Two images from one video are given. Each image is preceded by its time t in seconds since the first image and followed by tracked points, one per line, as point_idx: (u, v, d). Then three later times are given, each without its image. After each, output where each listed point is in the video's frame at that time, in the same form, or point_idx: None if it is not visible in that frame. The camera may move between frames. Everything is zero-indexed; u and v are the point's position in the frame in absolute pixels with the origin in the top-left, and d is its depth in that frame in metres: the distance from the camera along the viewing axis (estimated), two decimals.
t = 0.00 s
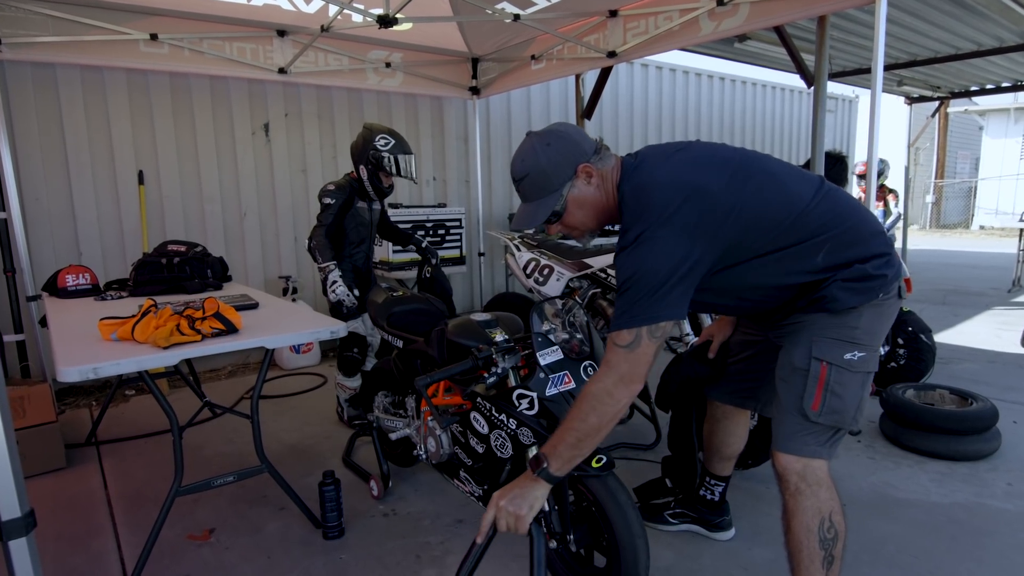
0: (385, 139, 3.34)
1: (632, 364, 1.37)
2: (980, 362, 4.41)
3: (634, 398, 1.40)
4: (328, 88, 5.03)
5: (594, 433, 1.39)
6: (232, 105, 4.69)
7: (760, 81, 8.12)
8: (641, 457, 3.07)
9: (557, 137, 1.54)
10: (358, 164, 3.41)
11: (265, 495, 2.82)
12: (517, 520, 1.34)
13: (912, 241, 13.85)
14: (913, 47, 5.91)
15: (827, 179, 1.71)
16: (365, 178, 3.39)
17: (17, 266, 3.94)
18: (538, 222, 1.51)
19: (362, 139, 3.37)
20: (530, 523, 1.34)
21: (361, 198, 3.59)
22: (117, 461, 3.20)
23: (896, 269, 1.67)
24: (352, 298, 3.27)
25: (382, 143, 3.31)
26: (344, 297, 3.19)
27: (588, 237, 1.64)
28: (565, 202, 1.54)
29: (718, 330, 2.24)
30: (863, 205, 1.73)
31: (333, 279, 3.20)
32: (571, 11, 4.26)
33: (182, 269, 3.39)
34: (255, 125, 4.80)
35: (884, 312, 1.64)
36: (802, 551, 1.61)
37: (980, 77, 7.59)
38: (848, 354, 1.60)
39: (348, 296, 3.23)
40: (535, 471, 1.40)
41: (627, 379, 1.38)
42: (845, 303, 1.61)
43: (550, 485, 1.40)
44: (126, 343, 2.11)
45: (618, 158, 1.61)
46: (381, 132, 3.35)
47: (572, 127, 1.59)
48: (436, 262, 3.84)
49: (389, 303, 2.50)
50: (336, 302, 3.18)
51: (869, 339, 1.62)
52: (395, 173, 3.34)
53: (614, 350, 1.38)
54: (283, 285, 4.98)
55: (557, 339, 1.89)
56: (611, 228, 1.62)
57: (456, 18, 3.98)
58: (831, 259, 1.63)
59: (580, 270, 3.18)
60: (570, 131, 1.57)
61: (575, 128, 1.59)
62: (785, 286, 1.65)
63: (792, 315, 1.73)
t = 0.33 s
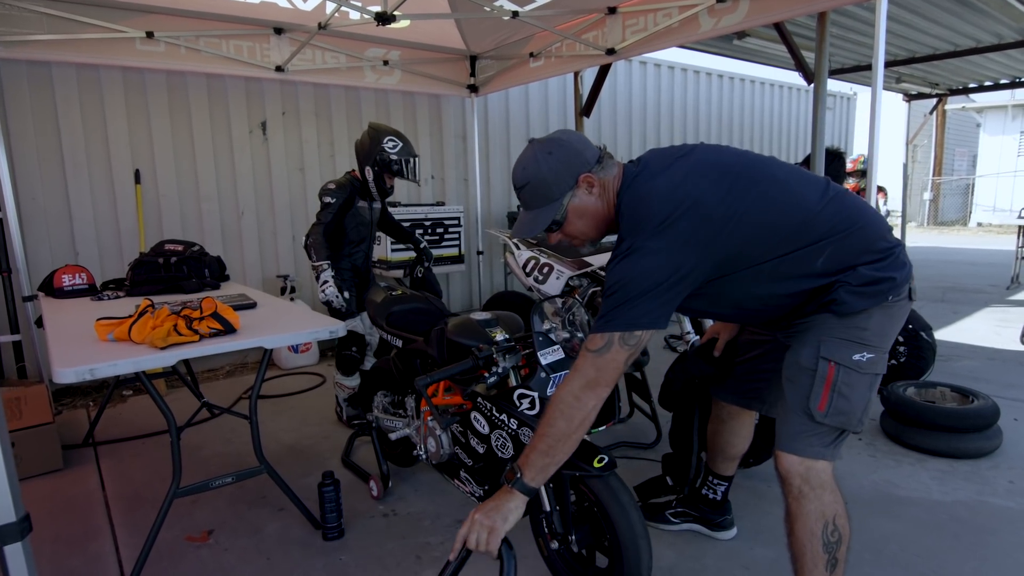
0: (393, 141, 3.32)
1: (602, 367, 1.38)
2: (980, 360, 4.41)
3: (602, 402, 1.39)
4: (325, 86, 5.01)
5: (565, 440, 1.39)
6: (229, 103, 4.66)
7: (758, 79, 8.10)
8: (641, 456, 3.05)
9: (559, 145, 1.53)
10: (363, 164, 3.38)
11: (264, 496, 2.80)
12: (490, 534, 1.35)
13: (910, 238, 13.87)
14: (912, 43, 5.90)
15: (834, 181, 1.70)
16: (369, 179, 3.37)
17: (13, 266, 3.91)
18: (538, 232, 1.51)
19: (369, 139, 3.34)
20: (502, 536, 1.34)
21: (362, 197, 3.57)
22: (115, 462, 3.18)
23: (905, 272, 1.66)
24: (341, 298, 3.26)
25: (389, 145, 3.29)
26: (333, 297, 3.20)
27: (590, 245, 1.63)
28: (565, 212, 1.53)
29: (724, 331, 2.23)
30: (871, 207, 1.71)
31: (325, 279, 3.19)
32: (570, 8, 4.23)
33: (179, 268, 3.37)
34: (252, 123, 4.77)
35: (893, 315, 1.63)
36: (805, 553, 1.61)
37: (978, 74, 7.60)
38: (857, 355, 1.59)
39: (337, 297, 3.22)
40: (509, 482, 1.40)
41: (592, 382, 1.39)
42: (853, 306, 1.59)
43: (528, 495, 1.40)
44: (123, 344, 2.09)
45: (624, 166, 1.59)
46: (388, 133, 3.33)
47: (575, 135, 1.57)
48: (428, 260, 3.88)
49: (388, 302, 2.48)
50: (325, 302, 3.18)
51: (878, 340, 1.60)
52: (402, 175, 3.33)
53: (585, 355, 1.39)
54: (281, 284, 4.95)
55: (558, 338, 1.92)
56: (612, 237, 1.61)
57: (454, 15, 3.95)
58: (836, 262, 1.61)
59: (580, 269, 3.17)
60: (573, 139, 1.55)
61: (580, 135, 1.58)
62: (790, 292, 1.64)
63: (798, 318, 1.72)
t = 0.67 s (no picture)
0: (400, 145, 3.30)
1: (599, 369, 1.37)
2: (981, 359, 4.40)
3: (597, 404, 1.38)
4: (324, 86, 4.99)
5: (559, 440, 1.38)
6: (228, 103, 4.64)
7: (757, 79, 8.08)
8: (642, 456, 3.04)
9: (556, 151, 1.51)
10: (368, 166, 3.36)
11: (263, 498, 2.78)
12: (480, 535, 1.35)
13: (909, 238, 13.88)
14: (912, 42, 5.89)
15: (839, 181, 1.68)
16: (374, 182, 3.35)
17: (10, 267, 3.89)
18: (535, 237, 1.50)
19: (374, 139, 3.31)
20: (492, 537, 1.34)
21: (365, 198, 3.54)
22: (113, 464, 3.16)
23: (913, 273, 1.64)
24: (339, 303, 3.26)
25: (395, 148, 3.27)
26: (330, 301, 3.21)
27: (591, 249, 1.61)
28: (564, 217, 1.52)
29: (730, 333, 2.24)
30: (876, 207, 1.70)
31: (324, 282, 3.19)
32: (571, 7, 4.20)
33: (177, 269, 3.35)
34: (251, 123, 4.75)
35: (900, 316, 1.61)
36: (808, 557, 1.60)
37: (977, 73, 7.59)
38: (863, 358, 1.57)
39: (335, 301, 3.22)
40: (503, 484, 1.40)
41: (586, 384, 1.37)
42: (859, 308, 1.57)
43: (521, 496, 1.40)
44: (121, 345, 2.08)
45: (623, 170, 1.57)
46: (394, 135, 3.30)
47: (574, 139, 1.56)
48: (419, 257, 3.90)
49: (388, 303, 2.46)
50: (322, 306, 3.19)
51: (885, 343, 1.58)
52: (407, 178, 3.31)
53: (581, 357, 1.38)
54: (280, 285, 4.93)
55: (559, 339, 1.91)
56: (613, 241, 1.59)
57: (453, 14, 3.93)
58: (841, 264, 1.60)
59: (580, 269, 3.15)
60: (572, 143, 1.54)
61: (580, 139, 1.56)
62: (795, 294, 1.63)
63: (804, 322, 1.71)
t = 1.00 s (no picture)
0: (403, 145, 3.28)
1: (617, 360, 1.35)
2: (982, 358, 4.39)
3: (616, 396, 1.37)
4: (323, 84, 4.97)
5: (577, 436, 1.38)
6: (226, 101, 4.62)
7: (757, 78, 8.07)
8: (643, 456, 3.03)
9: (547, 143, 1.51)
10: (370, 165, 3.35)
11: (262, 499, 2.77)
12: (497, 528, 1.34)
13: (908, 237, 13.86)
14: (911, 41, 5.87)
15: (844, 175, 1.67)
16: (377, 182, 3.35)
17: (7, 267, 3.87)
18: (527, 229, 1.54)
19: (377, 139, 3.29)
20: (509, 531, 1.33)
21: (368, 197, 3.52)
22: (111, 465, 3.14)
23: (918, 270, 1.62)
24: (347, 304, 3.31)
25: (398, 149, 3.26)
26: (337, 303, 3.27)
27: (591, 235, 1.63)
28: (555, 208, 1.53)
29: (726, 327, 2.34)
30: (880, 202, 1.68)
31: (330, 283, 3.25)
32: (571, 5, 4.18)
33: (175, 268, 3.33)
34: (249, 122, 4.73)
35: (904, 314, 1.59)
36: (813, 559, 1.59)
37: (977, 72, 7.58)
38: (866, 357, 1.56)
39: (343, 303, 3.28)
40: (522, 479, 1.38)
41: (607, 376, 1.36)
42: (863, 305, 1.56)
43: (540, 490, 1.39)
44: (119, 346, 2.06)
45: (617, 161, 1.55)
46: (397, 135, 3.28)
47: (569, 128, 1.53)
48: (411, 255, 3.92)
49: (388, 302, 2.44)
50: (330, 307, 3.25)
51: (888, 342, 1.57)
52: (410, 179, 3.30)
53: (598, 349, 1.36)
54: (279, 284, 4.91)
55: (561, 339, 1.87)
56: (611, 228, 1.59)
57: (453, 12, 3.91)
58: (845, 258, 1.58)
59: (581, 268, 3.13)
60: (565, 133, 1.52)
61: (575, 128, 1.54)
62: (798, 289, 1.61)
63: (807, 318, 1.69)
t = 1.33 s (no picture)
0: (406, 144, 3.26)
1: (659, 338, 1.33)
2: (982, 357, 4.38)
3: (664, 371, 1.35)
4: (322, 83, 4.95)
5: (629, 415, 1.36)
6: (224, 100, 4.59)
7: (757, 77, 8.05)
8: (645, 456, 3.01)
9: (545, 115, 1.53)
10: (373, 165, 3.33)
11: (261, 500, 2.75)
12: (552, 511, 1.36)
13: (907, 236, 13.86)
14: (911, 39, 5.86)
15: (848, 165, 1.66)
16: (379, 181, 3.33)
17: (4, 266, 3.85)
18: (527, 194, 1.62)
19: (380, 138, 3.27)
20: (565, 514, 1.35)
21: (371, 196, 3.51)
22: (109, 466, 3.13)
23: (916, 266, 1.60)
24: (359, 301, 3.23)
25: (401, 149, 3.24)
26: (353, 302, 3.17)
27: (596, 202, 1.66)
28: (553, 176, 1.59)
29: (706, 306, 2.29)
30: (883, 195, 1.67)
31: (342, 282, 3.15)
32: (571, 3, 4.16)
33: (173, 268, 3.31)
34: (248, 121, 4.71)
35: (900, 312, 1.58)
36: (814, 560, 1.57)
37: (976, 70, 7.58)
38: (859, 356, 1.55)
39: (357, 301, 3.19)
40: (574, 462, 1.36)
41: (655, 355, 1.34)
42: (856, 300, 1.55)
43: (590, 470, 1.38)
44: (116, 347, 2.04)
45: (616, 135, 1.54)
46: (400, 135, 3.26)
47: (572, 98, 1.54)
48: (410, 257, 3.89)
49: (388, 302, 2.43)
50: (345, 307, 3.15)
51: (883, 340, 1.55)
52: (412, 179, 3.28)
53: (640, 329, 1.34)
54: (278, 284, 4.89)
55: (564, 339, 1.83)
56: (612, 198, 1.60)
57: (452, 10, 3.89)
58: (844, 248, 1.57)
59: (581, 267, 3.12)
60: (564, 104, 1.53)
61: (575, 99, 1.54)
62: (794, 277, 1.61)
63: (802, 311, 1.69)
